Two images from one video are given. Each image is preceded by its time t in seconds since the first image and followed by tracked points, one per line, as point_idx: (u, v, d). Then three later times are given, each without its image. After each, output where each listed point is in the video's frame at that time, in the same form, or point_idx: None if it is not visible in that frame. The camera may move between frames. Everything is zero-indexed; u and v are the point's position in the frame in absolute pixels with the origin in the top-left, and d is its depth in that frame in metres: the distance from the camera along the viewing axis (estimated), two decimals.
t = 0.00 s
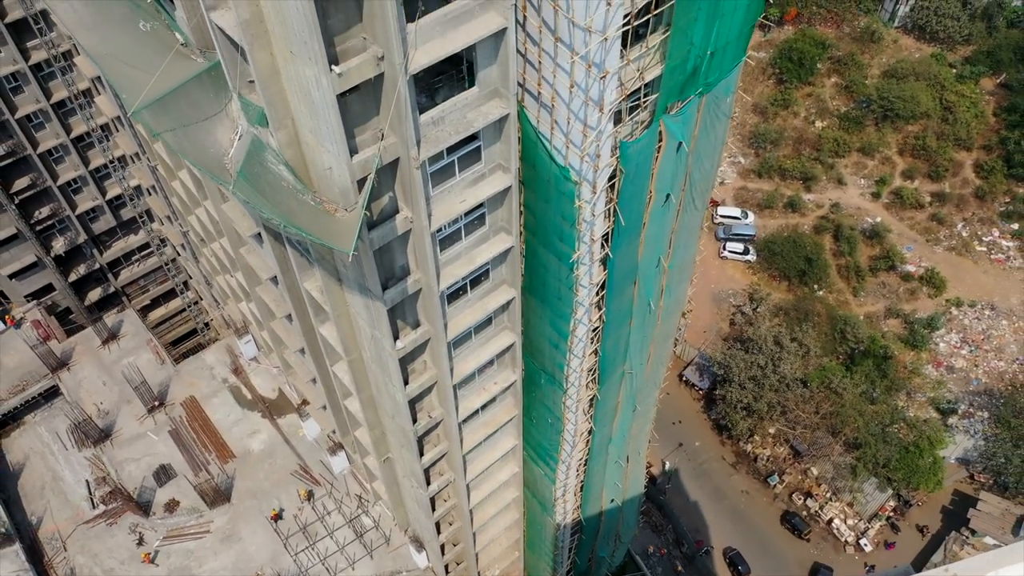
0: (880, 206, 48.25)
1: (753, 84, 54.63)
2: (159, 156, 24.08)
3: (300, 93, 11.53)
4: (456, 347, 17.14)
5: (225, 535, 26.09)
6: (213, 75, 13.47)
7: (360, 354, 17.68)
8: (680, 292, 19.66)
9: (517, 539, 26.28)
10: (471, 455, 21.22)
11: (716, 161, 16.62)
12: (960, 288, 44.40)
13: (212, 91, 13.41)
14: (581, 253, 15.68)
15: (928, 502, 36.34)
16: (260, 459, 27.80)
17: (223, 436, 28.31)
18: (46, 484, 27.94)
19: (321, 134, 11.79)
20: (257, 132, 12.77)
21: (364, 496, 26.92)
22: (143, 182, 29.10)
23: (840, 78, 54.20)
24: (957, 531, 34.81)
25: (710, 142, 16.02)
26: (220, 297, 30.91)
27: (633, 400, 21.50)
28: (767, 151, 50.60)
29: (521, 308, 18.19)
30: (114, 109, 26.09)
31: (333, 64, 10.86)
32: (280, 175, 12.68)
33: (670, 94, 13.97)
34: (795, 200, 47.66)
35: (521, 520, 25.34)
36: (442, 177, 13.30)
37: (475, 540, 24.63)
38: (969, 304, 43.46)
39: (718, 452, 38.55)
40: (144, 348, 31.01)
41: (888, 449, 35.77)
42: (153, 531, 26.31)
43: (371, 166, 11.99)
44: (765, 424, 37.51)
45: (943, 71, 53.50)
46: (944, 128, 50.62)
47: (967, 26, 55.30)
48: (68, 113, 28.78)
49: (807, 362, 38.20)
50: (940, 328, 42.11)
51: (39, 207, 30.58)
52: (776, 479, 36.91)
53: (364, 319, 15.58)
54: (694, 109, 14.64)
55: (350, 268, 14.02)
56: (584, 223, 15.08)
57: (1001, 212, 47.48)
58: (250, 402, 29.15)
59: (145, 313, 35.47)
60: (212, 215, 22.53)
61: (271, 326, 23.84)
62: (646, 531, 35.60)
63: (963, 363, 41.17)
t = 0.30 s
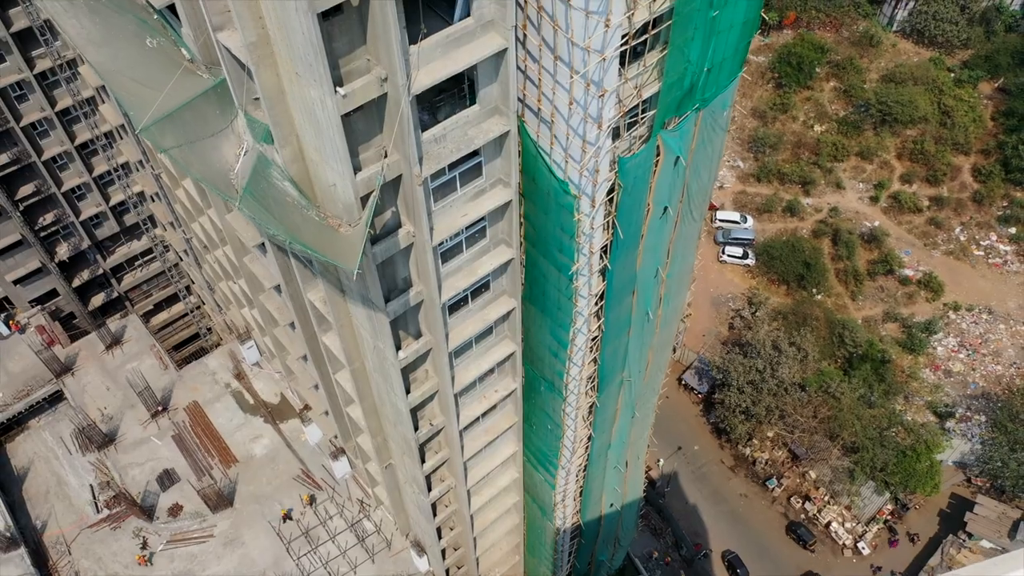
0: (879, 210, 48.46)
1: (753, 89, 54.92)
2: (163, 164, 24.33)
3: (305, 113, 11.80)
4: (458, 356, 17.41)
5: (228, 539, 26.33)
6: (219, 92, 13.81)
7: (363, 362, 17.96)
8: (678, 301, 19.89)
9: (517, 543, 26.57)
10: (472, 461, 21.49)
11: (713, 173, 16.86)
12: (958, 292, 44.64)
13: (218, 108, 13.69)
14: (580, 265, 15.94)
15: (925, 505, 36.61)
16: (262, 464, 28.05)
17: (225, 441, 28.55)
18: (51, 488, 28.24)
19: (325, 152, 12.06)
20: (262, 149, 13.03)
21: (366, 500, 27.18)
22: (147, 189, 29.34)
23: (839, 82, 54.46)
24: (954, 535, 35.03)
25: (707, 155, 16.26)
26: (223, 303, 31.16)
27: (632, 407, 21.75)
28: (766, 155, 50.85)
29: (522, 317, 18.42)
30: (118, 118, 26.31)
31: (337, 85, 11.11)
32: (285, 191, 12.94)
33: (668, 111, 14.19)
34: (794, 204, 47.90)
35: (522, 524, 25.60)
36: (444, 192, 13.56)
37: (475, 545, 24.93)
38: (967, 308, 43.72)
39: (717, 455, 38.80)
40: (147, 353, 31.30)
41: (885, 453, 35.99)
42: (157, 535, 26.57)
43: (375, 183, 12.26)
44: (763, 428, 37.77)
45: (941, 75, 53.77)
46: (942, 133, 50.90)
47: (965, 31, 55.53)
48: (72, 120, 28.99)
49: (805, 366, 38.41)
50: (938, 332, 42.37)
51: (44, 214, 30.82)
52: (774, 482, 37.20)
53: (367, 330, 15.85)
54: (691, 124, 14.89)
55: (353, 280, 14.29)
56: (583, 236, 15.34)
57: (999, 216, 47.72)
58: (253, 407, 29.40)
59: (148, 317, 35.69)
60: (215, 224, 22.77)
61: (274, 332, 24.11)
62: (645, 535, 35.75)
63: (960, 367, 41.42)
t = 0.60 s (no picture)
0: (877, 214, 48.76)
1: (752, 93, 55.23)
2: (168, 173, 24.62)
3: (310, 132, 12.11)
4: (459, 365, 17.72)
5: (231, 542, 26.63)
6: (225, 109, 14.13)
7: (365, 371, 18.27)
8: (676, 309, 20.19)
9: (517, 547, 26.90)
10: (472, 467, 21.82)
11: (710, 185, 17.15)
12: (955, 296, 44.92)
13: (225, 125, 14.03)
14: (579, 276, 16.24)
15: (922, 508, 36.90)
16: (265, 468, 28.35)
17: (228, 445, 28.86)
18: (56, 492, 28.56)
19: (330, 170, 12.36)
20: (269, 165, 13.37)
21: (368, 504, 27.49)
22: (151, 196, 29.63)
23: (838, 87, 54.78)
24: (950, 537, 35.27)
25: (704, 168, 16.56)
26: (225, 308, 31.46)
27: (631, 413, 22.05)
28: (765, 159, 51.14)
29: (522, 326, 18.69)
30: (122, 126, 26.61)
31: (342, 106, 11.42)
32: (291, 207, 13.26)
33: (665, 126, 14.49)
34: (792, 208, 48.21)
35: (522, 528, 25.89)
36: (445, 207, 13.86)
37: (476, 549, 25.27)
38: (964, 312, 44.03)
39: (716, 458, 39.10)
40: (151, 358, 31.63)
41: (882, 456, 36.28)
42: (161, 538, 26.90)
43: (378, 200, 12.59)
44: (762, 431, 38.06)
45: (939, 79, 54.08)
46: (939, 137, 51.20)
47: (963, 35, 55.80)
48: (77, 128, 29.25)
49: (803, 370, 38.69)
50: (935, 336, 42.67)
51: (48, 220, 31.13)
52: (772, 485, 37.50)
53: (370, 341, 16.17)
54: (688, 139, 15.19)
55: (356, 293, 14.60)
56: (582, 249, 15.65)
57: (996, 220, 48.03)
58: (255, 412, 29.72)
59: (150, 322, 36.07)
60: (219, 232, 23.07)
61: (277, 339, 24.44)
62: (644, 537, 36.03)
63: (957, 370, 41.73)
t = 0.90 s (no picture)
0: (874, 218, 49.08)
1: (750, 97, 55.52)
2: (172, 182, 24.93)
3: (316, 150, 12.41)
4: (461, 374, 18.04)
5: (235, 546, 26.93)
6: (233, 125, 14.46)
7: (368, 380, 18.59)
8: (674, 317, 20.46)
9: (517, 550, 27.20)
10: (473, 473, 22.15)
11: (707, 198, 17.45)
12: (952, 300, 45.22)
13: (231, 142, 14.36)
14: (578, 287, 16.54)
15: (919, 511, 37.17)
16: (268, 472, 28.65)
17: (232, 450, 29.15)
18: (61, 496, 28.86)
19: (335, 187, 12.68)
20: (273, 181, 13.75)
21: (370, 509, 27.80)
22: (155, 203, 29.93)
23: (836, 91, 55.09)
24: (947, 540, 35.53)
25: (701, 181, 16.85)
26: (228, 313, 31.77)
27: (630, 420, 22.34)
28: (764, 163, 51.46)
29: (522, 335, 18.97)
30: (127, 135, 26.93)
31: (348, 126, 11.72)
32: (296, 222, 13.62)
33: (662, 142, 14.80)
34: (791, 213, 48.50)
35: (522, 532, 26.20)
36: (447, 221, 14.17)
37: (476, 553, 25.59)
38: (961, 316, 44.33)
39: (714, 461, 39.41)
40: (155, 363, 31.95)
41: (879, 460, 36.57)
42: (165, 542, 27.19)
43: (382, 217, 12.91)
44: (760, 435, 38.31)
45: (937, 84, 54.37)
46: (937, 141, 51.47)
47: (960, 39, 56.05)
48: (82, 136, 29.56)
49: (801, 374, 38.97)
50: (932, 339, 43.00)
51: (53, 227, 31.44)
52: (770, 488, 37.80)
53: (373, 351, 16.47)
54: (685, 153, 15.49)
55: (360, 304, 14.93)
56: (582, 261, 15.96)
57: (994, 224, 48.33)
58: (258, 417, 30.02)
59: (154, 326, 36.36)
60: (223, 240, 23.39)
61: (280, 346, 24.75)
62: (643, 541, 36.29)
63: (954, 374, 42.03)
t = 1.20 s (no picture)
0: (872, 223, 49.37)
1: (749, 101, 55.83)
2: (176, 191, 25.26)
3: (321, 169, 12.73)
4: (461, 384, 18.35)
5: (238, 550, 27.23)
6: (239, 141, 14.83)
7: (371, 389, 18.88)
8: (672, 326, 20.74)
9: (517, 554, 27.47)
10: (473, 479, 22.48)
11: (704, 210, 17.72)
12: (949, 304, 45.53)
13: (238, 158, 14.72)
14: (577, 299, 16.81)
15: (916, 515, 37.51)
16: (271, 477, 28.96)
17: (235, 455, 29.46)
18: (66, 501, 29.17)
19: (339, 205, 13.00)
20: (278, 198, 14.00)
21: (372, 513, 28.09)
22: (158, 210, 30.22)
23: (835, 96, 55.39)
24: (943, 544, 35.91)
25: (698, 194, 17.13)
26: (231, 319, 32.05)
27: (628, 426, 22.63)
28: (762, 168, 51.77)
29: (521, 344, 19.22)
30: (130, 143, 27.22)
31: (352, 146, 12.05)
32: (301, 238, 13.91)
33: (659, 159, 15.09)
34: (789, 217, 48.79)
35: (522, 536, 26.48)
36: (449, 236, 14.47)
37: (477, 557, 25.89)
38: (958, 320, 44.63)
39: (713, 465, 39.73)
40: (158, 369, 32.27)
41: (877, 464, 36.84)
42: (169, 546, 27.49)
43: (385, 234, 13.26)
44: (759, 439, 38.57)
45: (935, 88, 54.64)
46: (935, 145, 51.74)
47: (958, 44, 56.33)
48: (86, 144, 29.86)
49: (798, 379, 39.26)
50: (929, 343, 43.32)
51: (58, 233, 31.74)
52: (768, 492, 38.08)
53: (375, 361, 16.78)
54: (682, 168, 15.78)
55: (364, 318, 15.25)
56: (580, 273, 16.24)
57: (991, 228, 48.63)
58: (261, 422, 30.31)
59: (158, 331, 36.63)
60: (227, 249, 23.68)
61: (284, 352, 25.03)
62: (643, 544, 36.52)
63: (951, 378, 42.33)
